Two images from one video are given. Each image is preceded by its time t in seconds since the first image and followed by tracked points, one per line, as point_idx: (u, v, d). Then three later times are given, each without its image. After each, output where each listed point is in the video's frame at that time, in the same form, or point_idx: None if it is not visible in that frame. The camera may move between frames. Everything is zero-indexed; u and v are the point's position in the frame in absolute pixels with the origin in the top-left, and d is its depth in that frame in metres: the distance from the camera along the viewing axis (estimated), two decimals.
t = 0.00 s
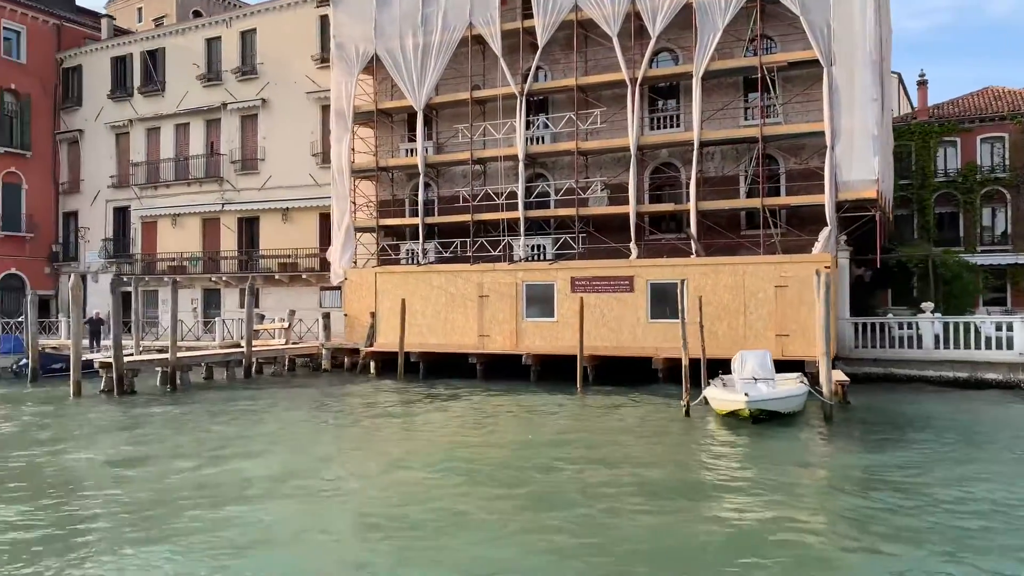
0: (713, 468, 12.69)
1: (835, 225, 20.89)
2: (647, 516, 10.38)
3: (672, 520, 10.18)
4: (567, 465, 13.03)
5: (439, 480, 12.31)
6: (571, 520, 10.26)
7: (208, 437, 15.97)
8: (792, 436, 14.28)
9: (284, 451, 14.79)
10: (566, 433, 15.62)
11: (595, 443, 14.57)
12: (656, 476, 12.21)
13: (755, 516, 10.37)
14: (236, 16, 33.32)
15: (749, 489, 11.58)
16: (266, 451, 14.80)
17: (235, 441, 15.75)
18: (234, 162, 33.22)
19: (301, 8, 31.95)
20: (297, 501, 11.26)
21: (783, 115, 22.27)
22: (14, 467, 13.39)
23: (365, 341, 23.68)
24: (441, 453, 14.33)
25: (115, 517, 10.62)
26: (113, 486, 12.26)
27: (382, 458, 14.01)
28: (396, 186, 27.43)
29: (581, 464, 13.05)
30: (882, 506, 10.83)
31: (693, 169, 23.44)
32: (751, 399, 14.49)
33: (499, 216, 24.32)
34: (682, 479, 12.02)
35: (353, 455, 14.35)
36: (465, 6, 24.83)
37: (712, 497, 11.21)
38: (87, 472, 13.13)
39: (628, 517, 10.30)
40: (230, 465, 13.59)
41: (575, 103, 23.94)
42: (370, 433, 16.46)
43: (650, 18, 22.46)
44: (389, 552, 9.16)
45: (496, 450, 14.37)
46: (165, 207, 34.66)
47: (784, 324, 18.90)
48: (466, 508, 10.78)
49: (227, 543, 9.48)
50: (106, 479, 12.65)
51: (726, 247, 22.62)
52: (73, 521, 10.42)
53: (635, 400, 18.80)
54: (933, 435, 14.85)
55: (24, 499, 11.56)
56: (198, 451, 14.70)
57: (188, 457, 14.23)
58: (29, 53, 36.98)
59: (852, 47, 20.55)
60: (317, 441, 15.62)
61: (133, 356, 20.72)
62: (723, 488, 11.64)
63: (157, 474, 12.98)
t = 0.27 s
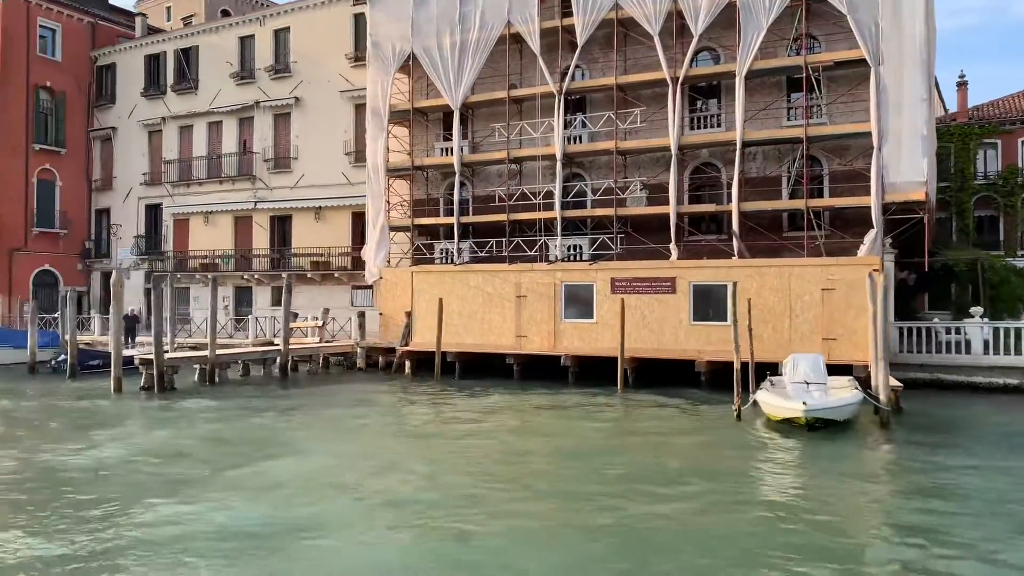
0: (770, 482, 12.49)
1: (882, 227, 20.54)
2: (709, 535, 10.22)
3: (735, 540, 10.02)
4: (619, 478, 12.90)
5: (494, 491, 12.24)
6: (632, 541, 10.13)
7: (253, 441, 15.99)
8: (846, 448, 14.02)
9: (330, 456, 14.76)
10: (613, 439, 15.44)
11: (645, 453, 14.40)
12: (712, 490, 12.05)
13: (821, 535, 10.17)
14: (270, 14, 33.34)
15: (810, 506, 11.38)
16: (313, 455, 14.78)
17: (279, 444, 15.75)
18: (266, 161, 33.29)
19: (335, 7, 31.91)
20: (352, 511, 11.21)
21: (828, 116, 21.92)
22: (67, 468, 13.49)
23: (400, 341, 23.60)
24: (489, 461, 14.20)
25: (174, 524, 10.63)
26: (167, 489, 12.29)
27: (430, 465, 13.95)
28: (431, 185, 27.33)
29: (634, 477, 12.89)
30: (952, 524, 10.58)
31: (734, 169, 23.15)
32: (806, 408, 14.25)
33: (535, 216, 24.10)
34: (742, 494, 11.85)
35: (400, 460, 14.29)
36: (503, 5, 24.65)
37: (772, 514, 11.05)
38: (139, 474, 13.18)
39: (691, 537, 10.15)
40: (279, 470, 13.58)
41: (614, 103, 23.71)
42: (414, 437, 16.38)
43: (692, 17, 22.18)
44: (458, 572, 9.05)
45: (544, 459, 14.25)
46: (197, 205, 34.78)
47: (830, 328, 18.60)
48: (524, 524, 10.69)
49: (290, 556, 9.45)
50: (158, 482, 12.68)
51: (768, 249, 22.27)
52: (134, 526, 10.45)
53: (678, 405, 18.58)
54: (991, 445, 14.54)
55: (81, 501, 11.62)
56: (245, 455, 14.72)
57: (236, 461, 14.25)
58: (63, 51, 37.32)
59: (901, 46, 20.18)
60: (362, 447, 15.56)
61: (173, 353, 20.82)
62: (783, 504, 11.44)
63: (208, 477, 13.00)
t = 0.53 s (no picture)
0: (830, 490, 12.20)
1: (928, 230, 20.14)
2: (776, 543, 9.96)
3: (804, 549, 9.75)
4: (674, 484, 12.66)
5: (548, 497, 12.02)
6: (698, 550, 9.88)
7: (296, 443, 15.87)
8: (903, 455, 13.70)
9: (375, 459, 14.61)
10: (661, 445, 15.16)
11: (696, 460, 14.14)
12: (772, 498, 11.78)
13: (893, 545, 9.88)
14: (300, 15, 33.34)
15: (876, 515, 11.07)
16: (358, 459, 14.63)
17: (323, 447, 15.62)
18: (296, 162, 33.27)
19: (366, 7, 31.85)
20: (407, 515, 11.04)
21: (871, 116, 21.54)
22: (114, 469, 13.43)
23: (434, 343, 23.42)
24: (538, 466, 13.99)
25: (229, 527, 10.51)
26: (217, 492, 12.19)
27: (478, 469, 13.75)
28: (463, 187, 27.13)
29: (688, 484, 12.64)
30: None
31: (773, 171, 22.81)
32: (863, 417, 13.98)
33: (570, 218, 23.83)
34: (802, 501, 11.56)
35: (447, 464, 14.11)
36: (539, 4, 24.45)
37: (838, 523, 10.77)
38: (187, 475, 13.09)
39: (758, 546, 9.89)
40: (327, 474, 13.45)
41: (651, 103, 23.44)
42: (456, 440, 16.20)
43: (732, 16, 21.88)
44: None
45: (594, 464, 14.02)
46: (226, 206, 34.81)
47: (877, 332, 18.22)
48: (585, 530, 10.46)
49: (351, 561, 9.29)
50: (207, 484, 12.59)
51: (808, 252, 21.89)
52: (190, 528, 10.34)
53: (721, 410, 18.29)
54: None
55: (133, 503, 11.54)
56: (290, 458, 14.60)
57: (282, 463, 14.13)
58: (94, 52, 37.57)
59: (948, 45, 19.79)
60: (406, 450, 15.40)
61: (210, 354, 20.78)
62: (848, 513, 11.14)
63: (257, 480, 12.89)
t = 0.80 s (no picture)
0: (891, 499, 11.91)
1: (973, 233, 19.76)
2: (845, 554, 9.69)
3: (876, 560, 9.48)
4: (729, 493, 12.40)
5: (602, 506, 11.79)
6: (765, 562, 9.62)
7: (338, 449, 15.72)
8: (962, 463, 13.37)
9: (419, 466, 14.43)
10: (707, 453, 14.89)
11: (747, 468, 13.87)
12: (833, 507, 11.50)
13: (968, 556, 9.57)
14: (328, 17, 33.31)
15: (941, 525, 10.75)
16: (402, 465, 14.47)
17: (365, 453, 15.46)
18: (323, 165, 33.27)
19: (394, 10, 31.77)
20: (462, 524, 10.85)
21: (912, 117, 21.20)
22: (157, 475, 13.31)
23: (467, 347, 23.22)
24: (586, 473, 13.77)
25: (284, 536, 10.37)
26: (266, 499, 12.06)
27: (526, 476, 13.54)
28: (493, 190, 26.97)
29: (744, 492, 12.38)
30: None
31: (811, 173, 22.48)
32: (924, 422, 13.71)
33: (604, 221, 23.59)
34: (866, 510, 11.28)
35: (494, 471, 13.92)
36: (572, 6, 24.25)
37: (905, 533, 10.48)
38: (231, 482, 12.95)
39: (827, 556, 9.61)
40: (373, 480, 13.29)
41: (687, 105, 23.18)
42: (498, 446, 16.00)
43: (770, 17, 21.59)
44: None
45: (643, 472, 13.78)
46: (253, 209, 34.80)
47: (923, 338, 17.87)
48: (646, 541, 10.22)
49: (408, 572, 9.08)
50: (255, 491, 12.46)
51: (848, 255, 21.55)
52: (241, 537, 10.17)
53: (764, 417, 18.01)
54: None
55: (183, 510, 11.41)
56: (334, 464, 14.45)
57: (327, 469, 13.99)
58: (121, 56, 37.69)
59: (994, 45, 19.44)
60: (449, 456, 15.22)
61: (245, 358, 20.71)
62: (912, 522, 10.82)
63: (302, 487, 12.72)
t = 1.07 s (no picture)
0: (954, 508, 11.61)
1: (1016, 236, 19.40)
2: (920, 565, 9.40)
3: (952, 571, 9.18)
4: (785, 501, 12.13)
5: (658, 514, 11.54)
6: (834, 573, 9.36)
7: (378, 455, 15.54)
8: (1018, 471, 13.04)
9: (463, 473, 14.21)
10: (752, 461, 14.62)
11: (799, 475, 13.60)
12: (897, 516, 11.21)
13: None
14: (352, 21, 33.24)
15: (1006, 535, 10.44)
16: (446, 472, 14.26)
17: (406, 459, 15.27)
18: (348, 169, 33.24)
19: (419, 14, 31.67)
20: (518, 534, 10.62)
21: (952, 119, 20.86)
22: (197, 482, 13.16)
23: (497, 352, 23.02)
24: (634, 480, 13.52)
25: (339, 546, 10.16)
26: (314, 507, 11.88)
27: (574, 483, 13.31)
28: (521, 194, 26.76)
29: (801, 500, 12.11)
30: None
31: (847, 176, 22.18)
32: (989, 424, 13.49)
33: (636, 224, 23.34)
34: (932, 517, 10.98)
35: (539, 478, 13.69)
36: (602, 7, 24.04)
37: (976, 543, 10.19)
38: (271, 490, 12.78)
39: (894, 567, 9.33)
40: (419, 487, 13.09)
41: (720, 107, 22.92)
42: (539, 453, 15.78)
43: (806, 18, 21.31)
44: None
45: (692, 480, 13.53)
46: (277, 213, 34.78)
47: (969, 343, 17.53)
48: (710, 552, 9.96)
49: None
50: (302, 499, 12.27)
51: (886, 259, 21.22)
52: (290, 547, 9.99)
53: (806, 423, 17.73)
54: None
55: (232, 519, 11.23)
56: (376, 471, 14.26)
57: (371, 476, 13.80)
58: (145, 61, 37.77)
59: None
60: (492, 463, 15.01)
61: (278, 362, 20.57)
62: (975, 532, 10.52)
63: (344, 494, 12.54)
